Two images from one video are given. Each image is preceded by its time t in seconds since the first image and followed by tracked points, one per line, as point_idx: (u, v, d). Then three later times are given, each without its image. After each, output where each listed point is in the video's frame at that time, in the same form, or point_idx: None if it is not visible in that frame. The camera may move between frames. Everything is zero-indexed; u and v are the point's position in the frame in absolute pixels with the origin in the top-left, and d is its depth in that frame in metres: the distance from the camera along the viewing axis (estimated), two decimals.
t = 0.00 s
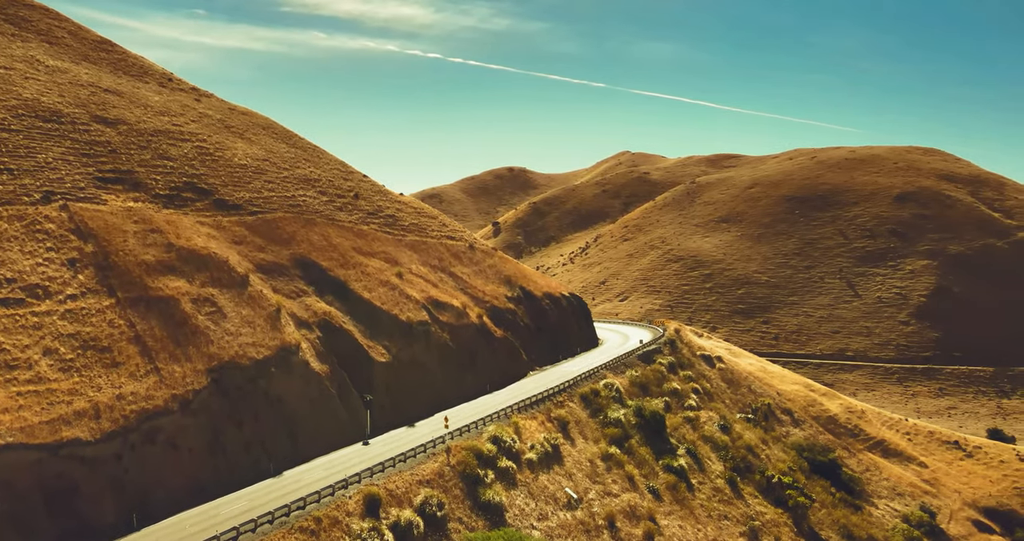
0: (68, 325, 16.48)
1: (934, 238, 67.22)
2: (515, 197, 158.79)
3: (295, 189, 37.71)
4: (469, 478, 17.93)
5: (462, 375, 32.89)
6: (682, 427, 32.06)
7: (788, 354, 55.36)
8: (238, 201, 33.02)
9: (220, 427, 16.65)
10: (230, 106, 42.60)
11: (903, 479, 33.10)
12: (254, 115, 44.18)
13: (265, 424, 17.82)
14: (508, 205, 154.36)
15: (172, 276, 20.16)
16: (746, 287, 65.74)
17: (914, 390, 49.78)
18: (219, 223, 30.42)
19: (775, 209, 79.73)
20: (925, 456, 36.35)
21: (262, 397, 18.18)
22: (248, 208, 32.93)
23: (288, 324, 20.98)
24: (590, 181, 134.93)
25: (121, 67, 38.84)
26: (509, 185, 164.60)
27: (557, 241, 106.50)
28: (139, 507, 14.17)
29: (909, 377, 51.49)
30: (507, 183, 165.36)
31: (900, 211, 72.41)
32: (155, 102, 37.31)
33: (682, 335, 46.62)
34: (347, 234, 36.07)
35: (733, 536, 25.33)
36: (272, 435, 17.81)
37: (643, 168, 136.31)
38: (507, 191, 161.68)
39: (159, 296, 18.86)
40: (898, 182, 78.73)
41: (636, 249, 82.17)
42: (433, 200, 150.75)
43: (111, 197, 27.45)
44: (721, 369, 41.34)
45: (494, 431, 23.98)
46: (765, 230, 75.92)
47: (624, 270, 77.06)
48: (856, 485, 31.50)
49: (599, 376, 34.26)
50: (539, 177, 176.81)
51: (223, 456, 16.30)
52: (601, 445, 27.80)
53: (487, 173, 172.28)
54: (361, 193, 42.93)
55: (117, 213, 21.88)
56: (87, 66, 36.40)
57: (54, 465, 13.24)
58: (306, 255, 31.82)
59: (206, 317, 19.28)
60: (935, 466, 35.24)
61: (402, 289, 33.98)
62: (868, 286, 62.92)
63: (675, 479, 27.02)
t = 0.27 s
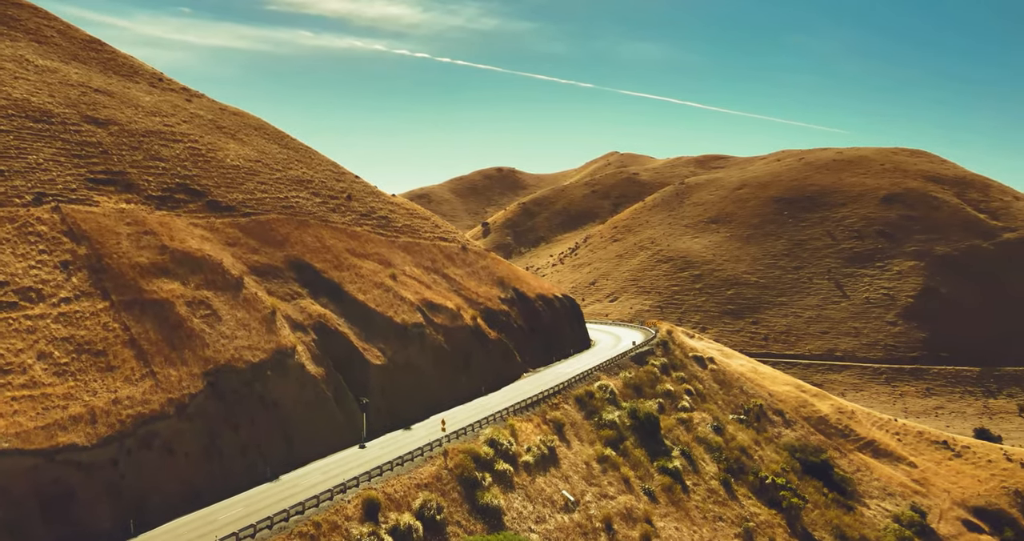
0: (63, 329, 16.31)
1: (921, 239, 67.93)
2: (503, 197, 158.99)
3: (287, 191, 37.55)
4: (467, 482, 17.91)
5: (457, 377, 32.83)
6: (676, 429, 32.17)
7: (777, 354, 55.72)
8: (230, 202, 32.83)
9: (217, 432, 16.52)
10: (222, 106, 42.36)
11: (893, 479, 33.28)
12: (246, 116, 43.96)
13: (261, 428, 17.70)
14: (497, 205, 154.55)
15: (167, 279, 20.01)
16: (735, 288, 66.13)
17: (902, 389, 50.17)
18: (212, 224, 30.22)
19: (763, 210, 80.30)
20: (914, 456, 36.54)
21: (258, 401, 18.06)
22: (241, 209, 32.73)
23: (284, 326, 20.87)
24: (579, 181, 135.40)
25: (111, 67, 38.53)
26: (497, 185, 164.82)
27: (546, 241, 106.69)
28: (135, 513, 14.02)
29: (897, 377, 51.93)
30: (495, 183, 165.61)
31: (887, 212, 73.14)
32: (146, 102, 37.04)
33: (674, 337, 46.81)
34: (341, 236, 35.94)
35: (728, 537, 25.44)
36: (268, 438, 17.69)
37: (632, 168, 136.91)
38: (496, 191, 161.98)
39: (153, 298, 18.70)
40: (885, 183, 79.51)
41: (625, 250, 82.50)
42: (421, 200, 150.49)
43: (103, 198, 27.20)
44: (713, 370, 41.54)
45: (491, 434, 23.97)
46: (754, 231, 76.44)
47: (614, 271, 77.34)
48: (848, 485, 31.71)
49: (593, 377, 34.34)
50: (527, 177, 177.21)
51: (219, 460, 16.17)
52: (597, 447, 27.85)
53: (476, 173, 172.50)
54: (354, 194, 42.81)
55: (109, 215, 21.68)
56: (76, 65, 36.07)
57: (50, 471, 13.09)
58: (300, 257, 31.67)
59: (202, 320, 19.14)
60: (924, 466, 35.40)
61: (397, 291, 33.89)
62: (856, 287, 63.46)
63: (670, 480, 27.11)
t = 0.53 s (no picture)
0: (56, 333, 16.15)
1: (908, 240, 68.63)
2: (492, 198, 159.13)
3: (280, 192, 37.36)
4: (465, 485, 17.87)
5: (452, 380, 32.76)
6: (670, 430, 32.26)
7: (767, 355, 56.05)
8: (223, 203, 32.61)
9: (213, 436, 16.39)
10: (213, 107, 42.11)
11: (885, 479, 33.42)
12: (237, 116, 43.72)
13: (258, 431, 17.58)
14: (485, 205, 154.60)
15: (161, 281, 19.85)
16: (725, 288, 66.50)
17: (889, 390, 50.59)
18: (205, 226, 30.01)
19: (752, 211, 80.82)
20: (904, 456, 36.63)
21: (254, 405, 17.94)
22: (234, 211, 32.51)
23: (279, 329, 20.74)
24: (568, 182, 135.69)
25: (101, 66, 38.21)
26: (486, 186, 164.94)
27: (535, 242, 106.85)
28: (133, 518, 13.86)
29: (885, 377, 52.36)
30: (484, 184, 165.73)
31: (874, 214, 73.84)
32: (137, 103, 36.75)
33: (666, 338, 46.98)
34: (335, 238, 35.80)
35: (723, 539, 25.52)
36: (265, 442, 17.56)
37: (621, 169, 137.52)
38: (485, 191, 162.04)
39: (148, 301, 18.54)
40: (873, 185, 80.29)
41: (615, 251, 82.78)
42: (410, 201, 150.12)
43: (95, 200, 26.95)
44: (705, 372, 41.73)
45: (488, 437, 23.95)
46: (743, 232, 76.95)
47: (604, 272, 77.56)
48: (840, 486, 31.90)
49: (587, 379, 34.39)
50: (516, 177, 177.39)
51: (217, 465, 16.04)
52: (592, 449, 27.88)
53: (465, 174, 172.42)
54: (347, 195, 42.66)
55: (102, 217, 21.48)
56: (66, 65, 35.73)
57: (46, 477, 12.96)
58: (294, 259, 31.50)
59: (197, 323, 19.00)
60: (915, 466, 35.47)
61: (391, 293, 33.78)
62: (845, 288, 63.98)
63: (665, 482, 27.18)
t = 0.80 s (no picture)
0: (50, 336, 15.97)
1: (895, 241, 69.34)
2: (481, 198, 159.23)
3: (273, 193, 37.17)
4: (463, 488, 17.85)
5: (447, 382, 32.70)
6: (664, 432, 32.36)
7: (757, 356, 56.40)
8: (216, 205, 32.40)
9: (210, 440, 16.25)
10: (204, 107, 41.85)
11: (875, 479, 33.67)
12: (228, 117, 43.47)
13: (254, 435, 17.46)
14: (474, 205, 154.64)
15: (155, 284, 19.67)
16: (715, 289, 66.88)
17: (877, 390, 51.00)
18: (198, 228, 29.80)
19: (741, 212, 81.35)
20: (894, 456, 36.88)
21: (250, 408, 17.81)
22: (227, 212, 32.31)
23: (274, 332, 20.61)
24: (557, 182, 135.95)
25: (91, 66, 37.89)
26: (475, 186, 165.01)
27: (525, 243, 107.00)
28: (130, 524, 13.72)
29: (873, 378, 52.80)
30: (473, 184, 165.83)
31: (862, 215, 74.53)
32: (128, 103, 36.46)
33: (659, 339, 47.16)
34: (328, 239, 35.65)
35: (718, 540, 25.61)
36: (261, 446, 17.44)
37: (609, 170, 138.14)
38: (474, 191, 162.10)
39: (142, 304, 18.37)
40: (860, 186, 81.08)
41: (605, 251, 83.08)
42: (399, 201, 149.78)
43: (88, 201, 26.69)
44: (697, 373, 41.94)
45: (485, 440, 23.94)
46: (732, 232, 77.46)
47: (593, 272, 77.78)
48: (831, 486, 32.12)
49: (581, 381, 34.46)
50: (504, 178, 177.60)
51: (213, 469, 15.91)
52: (588, 451, 27.91)
53: (454, 174, 172.33)
54: (339, 196, 42.52)
55: (94, 218, 21.28)
56: (55, 64, 35.38)
57: (42, 483, 12.80)
58: (288, 261, 31.34)
59: (192, 326, 18.86)
60: (904, 466, 35.69)
61: (385, 295, 33.68)
62: (833, 288, 64.52)
63: (660, 484, 27.27)
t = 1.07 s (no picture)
0: (44, 340, 15.80)
1: (883, 242, 70.05)
2: (470, 198, 159.36)
3: (266, 194, 36.98)
4: (461, 491, 17.82)
5: (442, 384, 32.62)
6: (658, 433, 32.45)
7: (746, 356, 56.75)
8: (209, 206, 32.19)
9: (206, 445, 16.13)
10: (195, 107, 41.58)
11: (866, 479, 33.92)
12: (220, 117, 43.23)
13: (251, 439, 17.35)
14: (463, 205, 154.69)
15: (149, 287, 19.50)
16: (704, 290, 67.26)
17: (865, 390, 51.39)
18: (191, 229, 29.60)
19: (730, 213, 81.88)
20: (883, 457, 37.19)
21: (246, 412, 17.69)
22: (220, 214, 32.10)
23: (270, 335, 20.49)
24: (546, 183, 136.22)
25: (81, 65, 37.57)
26: (464, 186, 165.08)
27: (514, 243, 107.16)
28: (127, 530, 13.59)
29: (861, 378, 53.24)
30: (462, 185, 165.96)
31: (850, 216, 75.24)
32: (118, 103, 36.17)
33: (651, 341, 47.32)
34: (322, 241, 35.51)
35: None
36: (258, 450, 17.32)
37: (598, 170, 138.57)
38: (463, 192, 162.15)
39: (136, 307, 18.21)
40: (848, 187, 81.90)
41: (595, 252, 83.35)
42: (388, 201, 149.44)
43: (79, 203, 26.44)
44: (689, 374, 42.13)
45: (481, 442, 23.92)
46: (721, 233, 77.96)
47: (583, 273, 77.99)
48: (823, 487, 32.33)
49: (575, 383, 34.53)
50: (493, 178, 177.82)
51: (210, 474, 15.77)
52: (583, 453, 27.95)
53: (443, 174, 172.23)
54: (332, 198, 42.37)
55: (86, 220, 21.08)
56: (44, 64, 35.04)
57: (39, 490, 12.69)
58: (282, 263, 31.18)
59: (187, 329, 18.72)
60: (893, 466, 36.00)
61: (380, 298, 33.58)
62: (822, 289, 65.07)
63: (655, 486, 27.35)
